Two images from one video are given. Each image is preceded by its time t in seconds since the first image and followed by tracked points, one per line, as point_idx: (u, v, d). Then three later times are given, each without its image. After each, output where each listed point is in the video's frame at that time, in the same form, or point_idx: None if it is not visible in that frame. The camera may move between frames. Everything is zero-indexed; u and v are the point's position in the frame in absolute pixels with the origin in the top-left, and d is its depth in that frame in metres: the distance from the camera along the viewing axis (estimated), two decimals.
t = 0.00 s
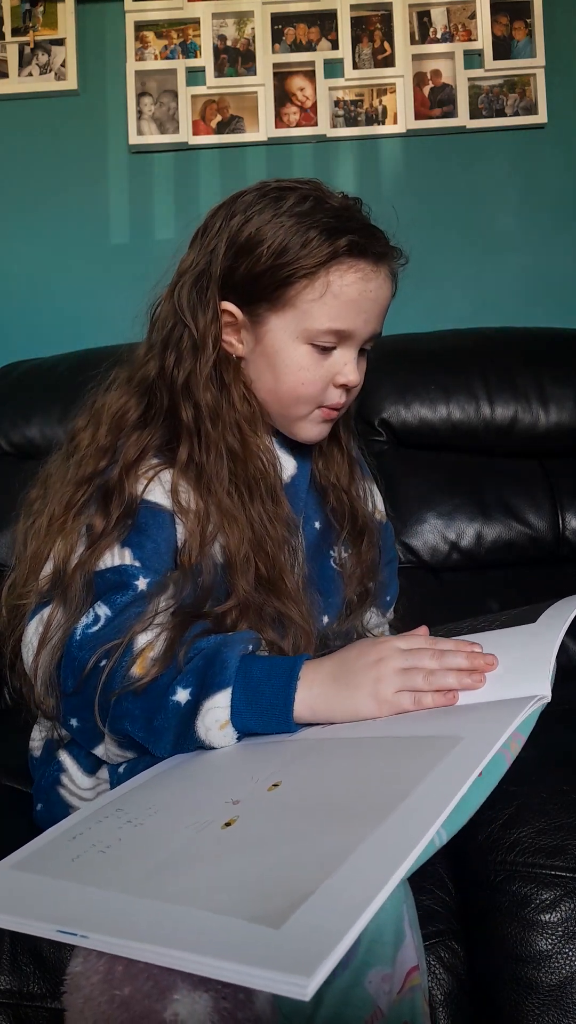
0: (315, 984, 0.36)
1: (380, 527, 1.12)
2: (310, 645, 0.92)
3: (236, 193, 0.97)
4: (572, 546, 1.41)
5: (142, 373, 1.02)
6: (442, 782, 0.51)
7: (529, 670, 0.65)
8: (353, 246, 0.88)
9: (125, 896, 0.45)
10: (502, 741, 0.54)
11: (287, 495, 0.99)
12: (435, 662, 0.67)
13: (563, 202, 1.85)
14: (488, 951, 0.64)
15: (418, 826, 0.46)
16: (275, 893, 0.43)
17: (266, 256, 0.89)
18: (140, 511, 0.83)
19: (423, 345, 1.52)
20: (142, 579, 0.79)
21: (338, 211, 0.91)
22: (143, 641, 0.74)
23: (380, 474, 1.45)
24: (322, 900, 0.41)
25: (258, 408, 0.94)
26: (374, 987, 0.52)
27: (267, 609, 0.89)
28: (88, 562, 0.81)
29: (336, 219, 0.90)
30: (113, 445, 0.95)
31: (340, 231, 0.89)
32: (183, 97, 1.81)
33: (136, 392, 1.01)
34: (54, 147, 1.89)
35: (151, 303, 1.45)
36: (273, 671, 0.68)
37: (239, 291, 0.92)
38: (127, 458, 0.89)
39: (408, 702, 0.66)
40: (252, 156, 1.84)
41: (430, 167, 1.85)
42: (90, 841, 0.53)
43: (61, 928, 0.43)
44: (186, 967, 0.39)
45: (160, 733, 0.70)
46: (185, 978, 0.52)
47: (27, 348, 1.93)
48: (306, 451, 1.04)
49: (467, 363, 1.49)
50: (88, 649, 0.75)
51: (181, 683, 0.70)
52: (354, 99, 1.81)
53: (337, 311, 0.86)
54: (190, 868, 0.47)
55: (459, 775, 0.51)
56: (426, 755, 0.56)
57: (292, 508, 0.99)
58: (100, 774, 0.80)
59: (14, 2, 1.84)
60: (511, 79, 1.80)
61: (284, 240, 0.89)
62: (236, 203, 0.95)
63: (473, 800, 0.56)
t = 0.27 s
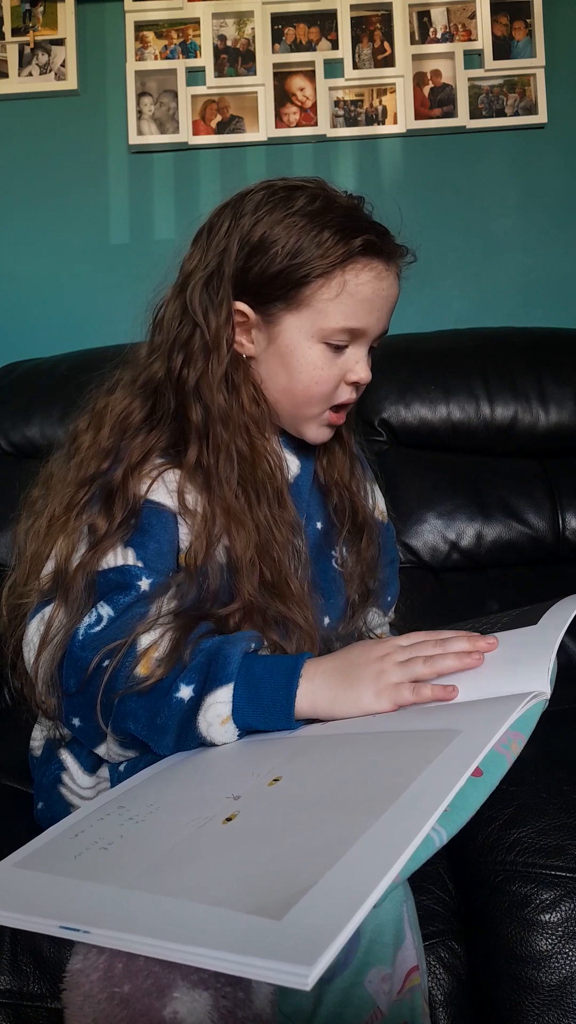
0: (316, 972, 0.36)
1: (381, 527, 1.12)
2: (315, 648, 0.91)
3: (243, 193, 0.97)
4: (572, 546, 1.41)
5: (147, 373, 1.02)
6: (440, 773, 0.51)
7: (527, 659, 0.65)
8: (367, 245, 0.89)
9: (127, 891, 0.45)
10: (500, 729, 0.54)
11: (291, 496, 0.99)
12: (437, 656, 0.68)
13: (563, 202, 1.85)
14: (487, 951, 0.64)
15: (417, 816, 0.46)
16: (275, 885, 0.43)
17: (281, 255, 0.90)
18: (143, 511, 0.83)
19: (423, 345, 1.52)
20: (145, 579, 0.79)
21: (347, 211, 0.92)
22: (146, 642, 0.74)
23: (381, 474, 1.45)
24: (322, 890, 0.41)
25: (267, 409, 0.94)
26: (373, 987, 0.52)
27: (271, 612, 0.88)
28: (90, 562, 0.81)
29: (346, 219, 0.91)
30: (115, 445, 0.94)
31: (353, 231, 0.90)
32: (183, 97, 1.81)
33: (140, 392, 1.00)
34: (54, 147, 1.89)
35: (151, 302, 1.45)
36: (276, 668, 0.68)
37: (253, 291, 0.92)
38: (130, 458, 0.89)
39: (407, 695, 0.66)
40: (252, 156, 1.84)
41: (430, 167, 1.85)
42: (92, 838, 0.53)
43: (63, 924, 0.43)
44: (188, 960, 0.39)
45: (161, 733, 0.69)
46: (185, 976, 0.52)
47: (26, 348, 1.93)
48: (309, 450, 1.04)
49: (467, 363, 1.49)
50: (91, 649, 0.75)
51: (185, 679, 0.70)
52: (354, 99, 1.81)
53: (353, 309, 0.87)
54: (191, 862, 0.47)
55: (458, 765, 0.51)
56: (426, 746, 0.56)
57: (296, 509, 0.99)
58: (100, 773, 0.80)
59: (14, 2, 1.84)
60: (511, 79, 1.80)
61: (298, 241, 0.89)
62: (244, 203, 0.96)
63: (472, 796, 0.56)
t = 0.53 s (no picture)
0: (318, 971, 0.36)
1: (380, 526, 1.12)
2: (317, 649, 0.91)
3: (249, 193, 0.97)
4: (572, 546, 1.41)
5: (150, 374, 1.02)
6: (441, 772, 0.51)
7: (528, 657, 0.65)
8: (377, 247, 0.89)
9: (128, 890, 0.45)
10: (501, 729, 0.54)
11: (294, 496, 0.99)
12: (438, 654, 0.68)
13: (563, 202, 1.85)
14: (487, 952, 0.64)
15: (418, 816, 0.46)
16: (276, 884, 0.43)
17: (292, 256, 0.89)
18: (145, 512, 0.83)
19: (423, 345, 1.52)
20: (146, 579, 0.79)
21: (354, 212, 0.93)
22: (148, 642, 0.74)
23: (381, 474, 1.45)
24: (324, 890, 0.41)
25: (273, 409, 0.95)
26: (374, 987, 0.52)
27: (273, 613, 0.88)
28: (91, 562, 0.81)
29: (354, 220, 0.91)
30: (116, 445, 0.94)
31: (363, 232, 0.90)
32: (183, 97, 1.81)
33: (142, 393, 1.00)
34: (54, 147, 1.88)
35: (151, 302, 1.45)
36: (276, 668, 0.68)
37: (263, 291, 0.92)
38: (131, 459, 0.89)
39: (409, 692, 0.66)
40: (252, 156, 1.84)
41: (430, 167, 1.85)
42: (92, 837, 0.53)
43: (64, 922, 0.43)
44: (189, 959, 0.39)
45: (162, 733, 0.70)
46: (185, 975, 0.52)
47: (26, 348, 1.93)
48: (308, 450, 1.04)
49: (467, 363, 1.49)
50: (92, 649, 0.75)
51: (186, 679, 0.70)
52: (354, 99, 1.81)
53: (362, 309, 0.87)
54: (192, 862, 0.47)
55: (458, 764, 0.51)
56: (426, 746, 0.56)
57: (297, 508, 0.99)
58: (100, 774, 0.80)
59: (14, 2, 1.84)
60: (511, 79, 1.80)
61: (308, 242, 0.89)
62: (250, 203, 0.96)
63: (473, 796, 0.56)
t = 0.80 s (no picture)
0: (317, 971, 0.36)
1: (379, 524, 1.12)
2: (316, 647, 0.91)
3: (248, 192, 0.97)
4: (572, 545, 1.41)
5: (148, 371, 1.02)
6: (441, 772, 0.51)
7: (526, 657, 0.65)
8: (375, 246, 0.89)
9: (127, 890, 0.45)
10: (502, 728, 0.55)
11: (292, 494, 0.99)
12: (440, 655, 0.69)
13: (563, 202, 1.85)
14: (487, 952, 0.64)
15: (417, 815, 0.46)
16: (276, 884, 0.43)
17: (291, 254, 0.90)
18: (144, 510, 0.83)
19: (423, 345, 1.52)
20: (146, 579, 0.79)
21: (352, 211, 0.93)
22: (148, 642, 0.74)
23: (380, 474, 1.45)
24: (323, 889, 0.41)
25: (272, 407, 0.95)
26: (374, 987, 0.52)
27: (272, 611, 0.88)
28: (90, 562, 0.81)
29: (352, 219, 0.92)
30: (116, 444, 0.94)
31: (361, 232, 0.90)
32: (183, 97, 1.81)
33: (141, 392, 1.00)
34: (54, 147, 1.88)
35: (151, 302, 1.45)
36: (276, 668, 0.68)
37: (263, 290, 0.92)
38: (131, 458, 0.89)
39: (410, 693, 0.66)
40: (252, 156, 1.84)
41: (430, 167, 1.85)
42: (92, 837, 0.53)
43: (63, 923, 0.43)
44: (189, 959, 0.39)
45: (162, 732, 0.70)
46: (185, 974, 0.52)
47: (26, 348, 1.93)
48: (306, 450, 1.05)
49: (467, 363, 1.49)
50: (92, 649, 0.75)
51: (185, 679, 0.70)
52: (354, 99, 1.81)
53: (361, 307, 0.87)
54: (192, 861, 0.47)
55: (458, 764, 0.51)
56: (426, 746, 0.56)
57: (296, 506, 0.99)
58: (100, 774, 0.80)
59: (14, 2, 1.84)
60: (511, 79, 1.80)
61: (306, 242, 0.89)
62: (248, 203, 0.96)
63: (473, 796, 0.56)
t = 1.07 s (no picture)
0: (312, 972, 0.36)
1: (378, 522, 1.12)
2: (313, 646, 0.91)
3: (242, 191, 0.97)
4: (572, 546, 1.41)
5: (144, 369, 1.02)
6: (439, 773, 0.51)
7: (525, 658, 0.65)
8: (368, 243, 0.89)
9: (125, 891, 0.45)
10: (501, 729, 0.54)
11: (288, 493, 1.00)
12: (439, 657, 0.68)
13: (563, 202, 1.85)
14: (487, 951, 0.64)
15: (415, 816, 0.46)
16: (273, 885, 0.43)
17: (283, 253, 0.90)
18: (140, 509, 0.83)
19: (423, 345, 1.52)
20: (143, 579, 0.78)
21: (346, 209, 0.93)
22: (146, 641, 0.74)
23: (380, 474, 1.45)
24: (320, 890, 0.41)
25: (266, 404, 0.94)
26: (373, 987, 0.52)
27: (268, 609, 0.88)
28: (88, 562, 0.80)
29: (346, 217, 0.91)
30: (113, 443, 0.94)
31: (354, 229, 0.90)
32: (183, 97, 1.81)
33: (138, 390, 1.00)
34: (54, 147, 1.88)
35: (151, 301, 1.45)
36: (275, 669, 0.68)
37: (255, 287, 0.92)
38: (128, 458, 0.89)
39: (407, 698, 0.66)
40: (252, 156, 1.84)
41: (430, 167, 1.85)
42: (90, 837, 0.53)
43: (60, 923, 0.43)
44: (185, 960, 0.39)
45: (161, 732, 0.69)
46: (182, 974, 0.52)
47: (26, 348, 1.93)
48: (303, 449, 1.05)
49: (467, 363, 1.49)
50: (91, 649, 0.75)
51: (185, 679, 0.70)
52: (354, 99, 1.81)
53: (354, 305, 0.87)
54: (189, 862, 0.47)
55: (457, 765, 0.51)
56: (425, 747, 0.56)
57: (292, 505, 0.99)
58: (99, 774, 0.80)
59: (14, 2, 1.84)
60: (511, 79, 1.80)
61: (299, 240, 0.89)
62: (243, 201, 0.96)
63: (472, 796, 0.56)
